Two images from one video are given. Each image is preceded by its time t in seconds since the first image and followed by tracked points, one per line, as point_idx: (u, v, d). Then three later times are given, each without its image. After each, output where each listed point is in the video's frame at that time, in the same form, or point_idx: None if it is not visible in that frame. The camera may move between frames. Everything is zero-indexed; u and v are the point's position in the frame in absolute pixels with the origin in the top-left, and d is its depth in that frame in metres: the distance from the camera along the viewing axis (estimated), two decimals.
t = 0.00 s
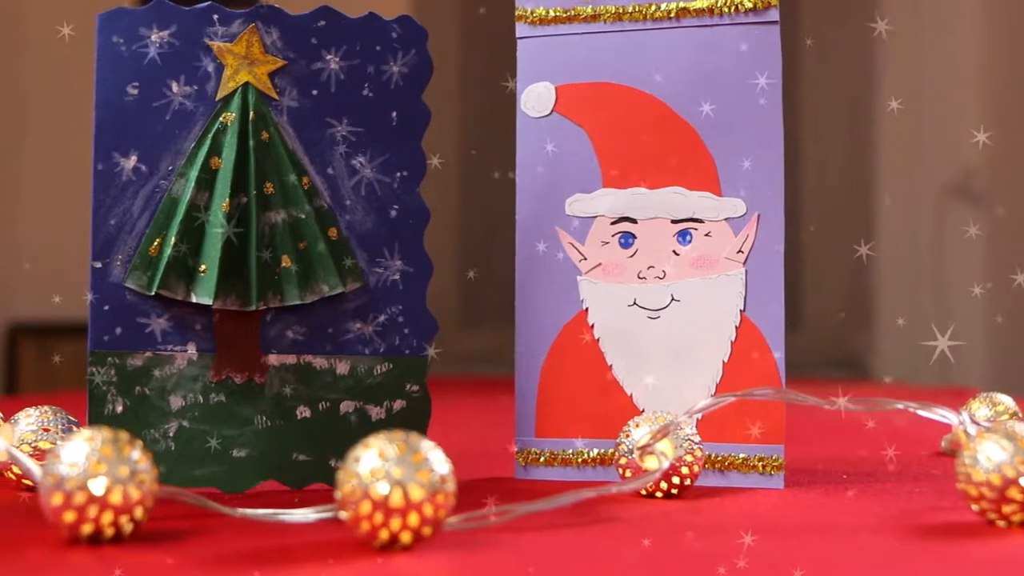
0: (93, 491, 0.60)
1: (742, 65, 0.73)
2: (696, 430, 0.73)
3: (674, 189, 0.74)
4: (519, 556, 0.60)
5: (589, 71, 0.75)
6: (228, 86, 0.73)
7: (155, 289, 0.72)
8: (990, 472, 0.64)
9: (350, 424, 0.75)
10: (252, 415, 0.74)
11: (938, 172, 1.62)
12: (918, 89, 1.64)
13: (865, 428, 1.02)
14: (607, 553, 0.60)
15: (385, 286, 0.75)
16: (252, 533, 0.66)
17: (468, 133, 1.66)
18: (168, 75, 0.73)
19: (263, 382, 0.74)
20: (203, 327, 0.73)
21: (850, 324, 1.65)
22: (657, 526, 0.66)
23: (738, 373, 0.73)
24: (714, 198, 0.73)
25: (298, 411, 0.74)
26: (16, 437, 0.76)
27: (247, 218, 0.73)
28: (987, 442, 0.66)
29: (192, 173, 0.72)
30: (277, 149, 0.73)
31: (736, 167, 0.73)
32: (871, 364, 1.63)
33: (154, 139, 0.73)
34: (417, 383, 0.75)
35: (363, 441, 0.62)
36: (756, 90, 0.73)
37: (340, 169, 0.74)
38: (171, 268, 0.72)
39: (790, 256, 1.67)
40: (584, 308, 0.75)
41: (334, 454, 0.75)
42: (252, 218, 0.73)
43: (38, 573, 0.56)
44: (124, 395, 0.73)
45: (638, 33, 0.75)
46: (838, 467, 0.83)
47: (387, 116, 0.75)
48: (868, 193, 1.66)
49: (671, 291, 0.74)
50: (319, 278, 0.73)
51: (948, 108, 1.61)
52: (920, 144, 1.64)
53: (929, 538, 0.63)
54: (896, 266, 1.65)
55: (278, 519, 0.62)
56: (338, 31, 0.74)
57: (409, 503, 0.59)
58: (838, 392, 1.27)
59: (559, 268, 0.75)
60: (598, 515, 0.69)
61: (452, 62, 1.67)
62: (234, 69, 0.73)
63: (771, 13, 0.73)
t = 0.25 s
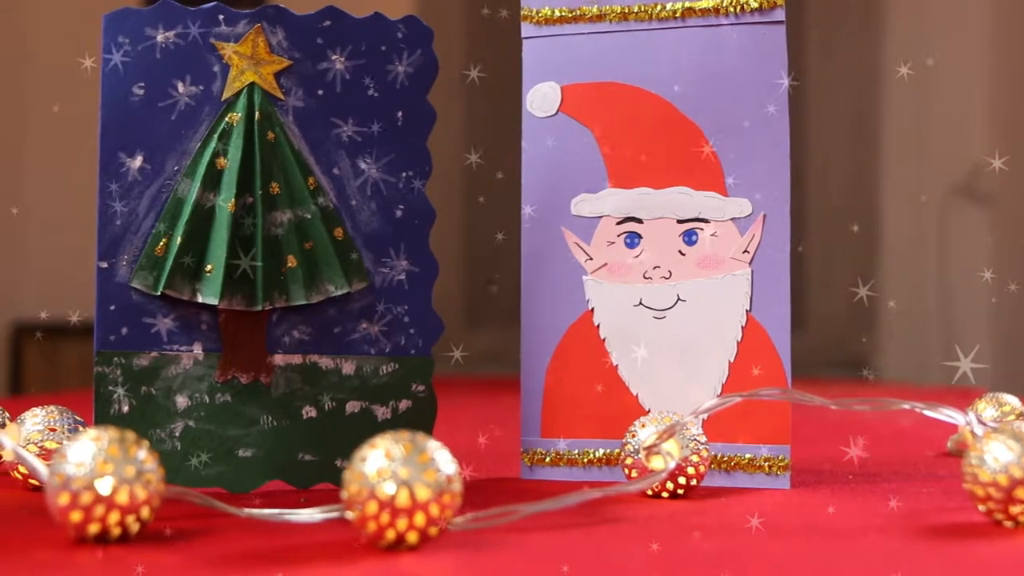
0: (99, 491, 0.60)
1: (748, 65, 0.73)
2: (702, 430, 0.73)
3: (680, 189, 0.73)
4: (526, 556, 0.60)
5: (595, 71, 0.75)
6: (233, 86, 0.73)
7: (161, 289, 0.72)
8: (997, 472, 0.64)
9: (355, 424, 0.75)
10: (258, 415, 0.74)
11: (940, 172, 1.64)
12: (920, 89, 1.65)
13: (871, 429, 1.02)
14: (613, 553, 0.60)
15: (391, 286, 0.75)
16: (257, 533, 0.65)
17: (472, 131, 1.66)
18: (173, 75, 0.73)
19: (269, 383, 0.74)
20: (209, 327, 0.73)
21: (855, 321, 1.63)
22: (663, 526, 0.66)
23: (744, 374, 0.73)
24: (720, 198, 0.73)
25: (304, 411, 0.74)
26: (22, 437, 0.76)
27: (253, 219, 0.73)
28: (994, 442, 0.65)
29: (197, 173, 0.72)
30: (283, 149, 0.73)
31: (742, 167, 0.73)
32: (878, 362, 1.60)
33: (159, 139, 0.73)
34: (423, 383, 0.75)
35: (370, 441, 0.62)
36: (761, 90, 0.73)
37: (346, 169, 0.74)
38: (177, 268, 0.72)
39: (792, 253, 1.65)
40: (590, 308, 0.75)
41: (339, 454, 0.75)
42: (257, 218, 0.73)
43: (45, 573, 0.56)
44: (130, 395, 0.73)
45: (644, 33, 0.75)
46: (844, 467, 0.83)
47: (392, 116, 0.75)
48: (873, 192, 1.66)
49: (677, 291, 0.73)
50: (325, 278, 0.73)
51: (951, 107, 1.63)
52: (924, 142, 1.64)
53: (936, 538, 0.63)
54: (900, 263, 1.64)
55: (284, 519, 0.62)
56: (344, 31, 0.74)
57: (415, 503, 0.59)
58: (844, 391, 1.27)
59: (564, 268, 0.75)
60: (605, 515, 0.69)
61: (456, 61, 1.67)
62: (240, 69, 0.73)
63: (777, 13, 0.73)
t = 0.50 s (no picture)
0: (103, 491, 0.59)
1: (752, 65, 0.73)
2: (707, 430, 0.73)
3: (684, 189, 0.73)
4: (530, 556, 0.60)
5: (599, 71, 0.75)
6: (238, 86, 0.73)
7: (165, 289, 0.72)
8: (1001, 472, 0.64)
9: (359, 424, 0.75)
10: (262, 415, 0.74)
11: (945, 173, 1.64)
12: (926, 90, 1.65)
13: (875, 429, 1.02)
14: (617, 553, 0.60)
15: (395, 286, 0.75)
16: (261, 533, 0.65)
17: (474, 131, 1.66)
18: (178, 75, 0.73)
19: (273, 383, 0.74)
20: (213, 327, 0.73)
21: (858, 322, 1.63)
22: (667, 526, 0.65)
23: (748, 374, 0.73)
24: (725, 198, 0.73)
25: (308, 411, 0.74)
26: (26, 436, 0.76)
27: (257, 219, 0.73)
28: (998, 442, 0.65)
29: (202, 173, 0.72)
30: (287, 149, 0.73)
31: (747, 167, 0.73)
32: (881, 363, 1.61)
33: (164, 139, 0.73)
34: (427, 382, 0.75)
35: (374, 441, 0.62)
36: (766, 90, 0.73)
37: (350, 169, 0.74)
38: (182, 268, 0.72)
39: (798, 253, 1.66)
40: (594, 308, 0.75)
41: (344, 454, 0.75)
42: (261, 218, 0.73)
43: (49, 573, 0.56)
44: (134, 395, 0.73)
45: (649, 33, 0.75)
46: (849, 467, 0.83)
47: (397, 116, 0.75)
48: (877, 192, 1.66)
49: (681, 291, 0.73)
50: (329, 278, 0.73)
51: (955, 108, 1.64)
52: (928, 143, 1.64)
53: (941, 538, 0.63)
54: (904, 264, 1.64)
55: (287, 519, 0.62)
56: (348, 31, 0.75)
57: (419, 503, 0.59)
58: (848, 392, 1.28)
59: (568, 268, 0.75)
60: (609, 515, 0.69)
61: (459, 61, 1.67)
62: (244, 69, 0.73)
63: (781, 12, 0.73)
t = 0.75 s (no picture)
0: (103, 491, 0.59)
1: (753, 65, 0.73)
2: (707, 430, 0.73)
3: (685, 189, 0.73)
4: (530, 556, 0.60)
5: (600, 71, 0.75)
6: (238, 86, 0.73)
7: (165, 289, 0.72)
8: (1002, 472, 0.63)
9: (360, 424, 0.75)
10: (261, 415, 0.73)
11: (947, 173, 1.64)
12: (926, 90, 1.65)
13: (877, 430, 1.02)
14: (618, 553, 0.60)
15: (395, 286, 0.75)
16: (261, 533, 0.65)
17: (475, 131, 1.66)
18: (178, 75, 0.73)
19: (273, 383, 0.74)
20: (213, 327, 0.73)
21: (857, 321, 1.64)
22: (668, 526, 0.65)
23: (748, 374, 0.73)
24: (726, 198, 0.73)
25: (309, 411, 0.74)
26: (27, 436, 0.76)
27: (258, 219, 0.73)
28: (999, 443, 0.65)
29: (202, 173, 0.72)
30: (287, 149, 0.73)
31: (748, 166, 0.73)
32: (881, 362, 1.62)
33: (164, 139, 0.73)
34: (428, 383, 0.75)
35: (374, 441, 0.62)
36: (766, 90, 0.73)
37: (350, 169, 0.74)
38: (182, 268, 0.71)
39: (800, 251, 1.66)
40: (595, 308, 0.75)
41: (343, 454, 0.74)
42: (262, 218, 0.73)
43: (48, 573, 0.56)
44: (134, 395, 0.73)
45: (650, 33, 0.75)
46: (850, 467, 0.83)
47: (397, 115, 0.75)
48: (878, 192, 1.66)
49: (681, 291, 0.73)
50: (329, 278, 0.73)
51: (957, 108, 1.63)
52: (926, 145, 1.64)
53: (941, 538, 0.63)
54: (904, 263, 1.65)
55: (287, 519, 0.62)
56: (349, 30, 0.74)
57: (420, 503, 0.59)
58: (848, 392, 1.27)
59: (569, 268, 0.75)
60: (610, 515, 0.69)
61: (460, 61, 1.67)
62: (245, 69, 0.73)
63: (782, 12, 0.73)
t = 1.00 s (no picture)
0: (106, 492, 0.59)
1: (755, 65, 0.73)
2: (710, 431, 0.73)
3: (687, 189, 0.73)
4: (533, 556, 0.60)
5: (602, 71, 0.75)
6: (241, 86, 0.73)
7: (168, 289, 0.72)
8: (1005, 473, 0.63)
9: (363, 425, 0.75)
10: (264, 416, 0.73)
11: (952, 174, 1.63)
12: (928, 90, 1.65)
13: (880, 430, 1.02)
14: (622, 553, 0.60)
15: (398, 286, 0.75)
16: (263, 534, 0.65)
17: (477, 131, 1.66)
18: (181, 75, 0.73)
19: (276, 383, 0.74)
20: (216, 328, 0.73)
21: (860, 325, 1.64)
22: (672, 527, 0.65)
23: (751, 374, 0.73)
24: (728, 198, 0.73)
25: (311, 411, 0.74)
26: (29, 437, 0.76)
27: (260, 219, 0.73)
28: (1002, 443, 0.65)
29: (205, 173, 0.72)
30: (290, 149, 0.73)
31: (750, 167, 0.73)
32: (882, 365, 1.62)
33: (166, 139, 0.73)
34: (430, 383, 0.75)
35: (377, 441, 0.62)
36: (769, 90, 0.73)
37: (353, 169, 0.74)
38: (185, 268, 0.72)
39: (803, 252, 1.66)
40: (597, 308, 0.75)
41: (346, 455, 0.74)
42: (265, 218, 0.73)
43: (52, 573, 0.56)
44: (137, 396, 0.73)
45: (652, 33, 0.75)
46: (853, 468, 0.83)
47: (399, 116, 0.75)
48: (881, 192, 1.66)
49: (684, 292, 0.73)
50: (332, 278, 0.73)
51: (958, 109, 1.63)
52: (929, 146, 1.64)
53: (944, 538, 0.63)
54: (907, 264, 1.64)
55: (290, 520, 0.62)
56: (351, 31, 0.74)
57: (423, 504, 0.59)
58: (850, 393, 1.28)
59: (571, 268, 0.75)
60: (613, 515, 0.69)
61: (463, 61, 1.67)
62: (248, 69, 0.73)
63: (785, 13, 0.73)
